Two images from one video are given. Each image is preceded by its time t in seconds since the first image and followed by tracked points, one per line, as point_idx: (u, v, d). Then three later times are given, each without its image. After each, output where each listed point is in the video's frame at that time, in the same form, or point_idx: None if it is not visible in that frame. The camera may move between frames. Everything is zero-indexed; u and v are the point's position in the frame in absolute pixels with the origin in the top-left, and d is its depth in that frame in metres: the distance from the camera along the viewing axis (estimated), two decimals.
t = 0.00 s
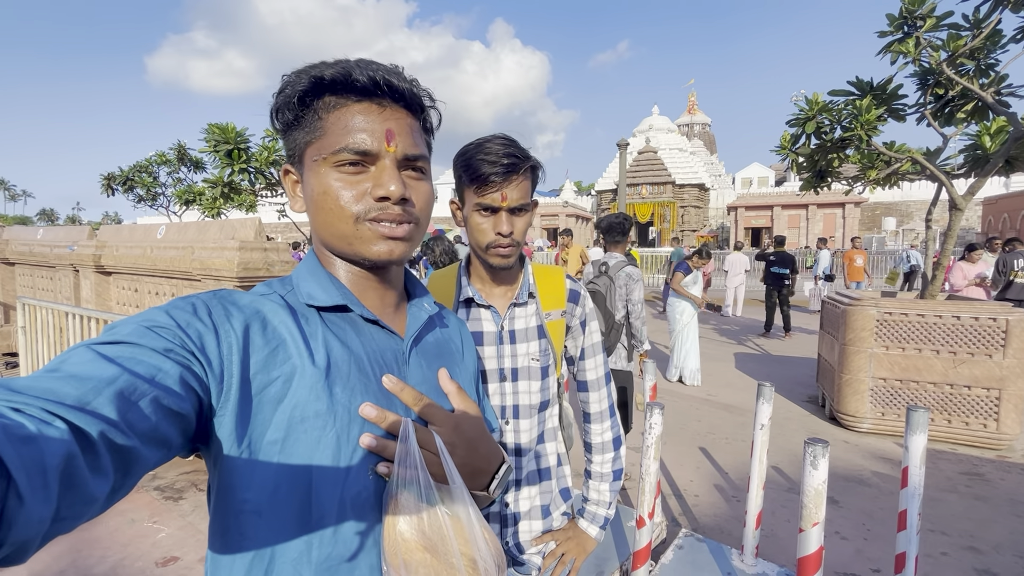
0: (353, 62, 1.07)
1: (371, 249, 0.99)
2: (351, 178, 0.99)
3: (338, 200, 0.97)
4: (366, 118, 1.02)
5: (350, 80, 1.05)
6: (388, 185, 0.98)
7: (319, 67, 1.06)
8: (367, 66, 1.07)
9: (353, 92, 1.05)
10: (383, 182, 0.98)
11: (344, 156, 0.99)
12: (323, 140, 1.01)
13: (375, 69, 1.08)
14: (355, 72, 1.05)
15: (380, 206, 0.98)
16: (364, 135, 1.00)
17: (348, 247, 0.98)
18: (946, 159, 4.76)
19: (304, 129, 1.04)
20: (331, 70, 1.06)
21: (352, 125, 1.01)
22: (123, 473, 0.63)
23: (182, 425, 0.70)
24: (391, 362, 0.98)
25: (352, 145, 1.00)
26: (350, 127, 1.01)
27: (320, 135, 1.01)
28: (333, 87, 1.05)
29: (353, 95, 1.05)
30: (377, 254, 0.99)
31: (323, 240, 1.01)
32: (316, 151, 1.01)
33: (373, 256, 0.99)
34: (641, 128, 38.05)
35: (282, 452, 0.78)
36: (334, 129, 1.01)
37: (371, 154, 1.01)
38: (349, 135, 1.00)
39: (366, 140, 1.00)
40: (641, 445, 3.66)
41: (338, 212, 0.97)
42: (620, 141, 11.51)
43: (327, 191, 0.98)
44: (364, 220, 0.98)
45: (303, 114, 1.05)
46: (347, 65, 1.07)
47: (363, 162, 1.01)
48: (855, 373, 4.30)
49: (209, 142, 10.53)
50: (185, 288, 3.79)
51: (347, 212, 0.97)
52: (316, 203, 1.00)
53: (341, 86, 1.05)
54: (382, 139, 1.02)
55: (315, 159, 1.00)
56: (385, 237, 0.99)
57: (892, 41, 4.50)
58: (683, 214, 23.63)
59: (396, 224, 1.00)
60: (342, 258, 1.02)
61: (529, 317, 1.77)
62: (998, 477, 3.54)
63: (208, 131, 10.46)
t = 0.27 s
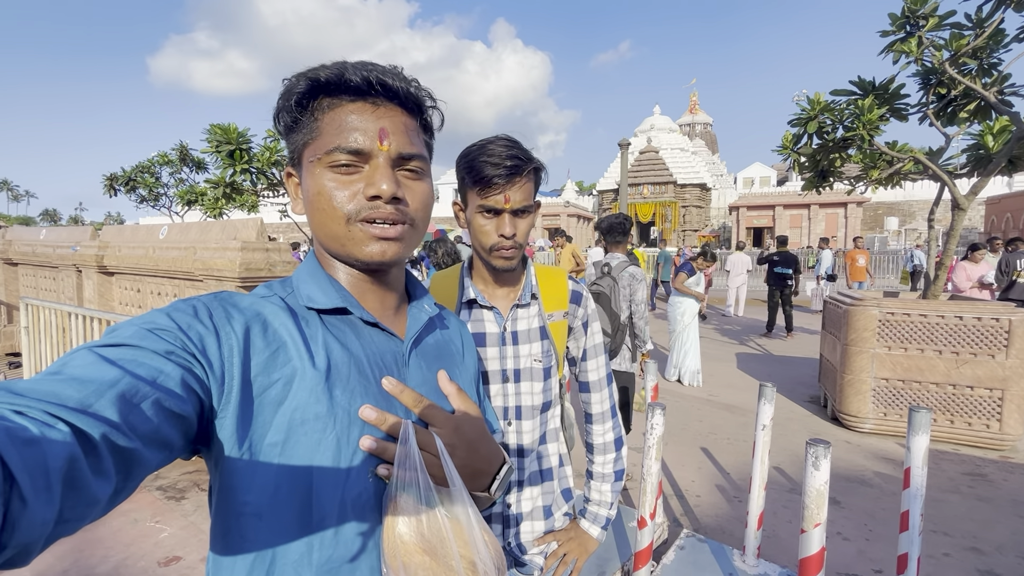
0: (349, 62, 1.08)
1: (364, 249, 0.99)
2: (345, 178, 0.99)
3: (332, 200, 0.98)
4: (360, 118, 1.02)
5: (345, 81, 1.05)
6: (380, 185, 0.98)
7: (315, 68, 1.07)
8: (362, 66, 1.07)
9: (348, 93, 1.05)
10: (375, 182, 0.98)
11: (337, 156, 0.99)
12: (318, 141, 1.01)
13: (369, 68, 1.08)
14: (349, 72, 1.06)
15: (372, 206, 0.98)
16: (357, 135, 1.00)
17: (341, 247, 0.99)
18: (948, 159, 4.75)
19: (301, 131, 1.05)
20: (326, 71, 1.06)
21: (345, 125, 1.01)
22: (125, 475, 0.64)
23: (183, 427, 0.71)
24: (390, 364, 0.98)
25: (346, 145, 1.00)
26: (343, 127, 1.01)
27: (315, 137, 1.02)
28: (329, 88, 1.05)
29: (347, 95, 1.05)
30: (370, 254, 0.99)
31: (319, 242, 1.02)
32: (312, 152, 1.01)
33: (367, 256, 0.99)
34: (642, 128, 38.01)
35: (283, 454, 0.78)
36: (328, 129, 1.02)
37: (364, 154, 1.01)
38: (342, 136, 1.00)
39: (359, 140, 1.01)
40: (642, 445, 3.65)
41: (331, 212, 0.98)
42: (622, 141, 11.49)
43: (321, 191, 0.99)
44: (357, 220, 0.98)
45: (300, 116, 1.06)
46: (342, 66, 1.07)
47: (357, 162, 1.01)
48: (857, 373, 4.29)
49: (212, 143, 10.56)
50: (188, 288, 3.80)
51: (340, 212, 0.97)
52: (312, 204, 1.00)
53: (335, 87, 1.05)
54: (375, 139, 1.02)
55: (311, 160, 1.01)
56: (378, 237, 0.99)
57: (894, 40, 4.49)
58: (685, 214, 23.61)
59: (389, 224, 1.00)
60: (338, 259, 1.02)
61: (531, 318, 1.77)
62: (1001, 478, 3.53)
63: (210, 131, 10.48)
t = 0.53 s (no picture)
0: (341, 60, 1.08)
1: (357, 244, 0.99)
2: (338, 174, 0.99)
3: (324, 196, 0.98)
4: (352, 114, 1.02)
5: (336, 78, 1.06)
6: (370, 179, 0.98)
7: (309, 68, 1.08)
8: (354, 63, 1.07)
9: (340, 90, 1.05)
10: (366, 177, 0.98)
11: (329, 153, 1.00)
12: (312, 139, 1.02)
13: (361, 65, 1.08)
14: (340, 69, 1.06)
15: (364, 201, 0.98)
16: (349, 131, 1.01)
17: (334, 243, 0.99)
18: (951, 159, 4.74)
19: (296, 131, 1.06)
20: (319, 70, 1.07)
21: (338, 121, 1.01)
22: (128, 474, 0.64)
23: (186, 426, 0.71)
24: (392, 363, 0.98)
25: (338, 141, 1.00)
26: (335, 123, 1.01)
27: (309, 135, 1.03)
28: (322, 86, 1.06)
29: (339, 92, 1.05)
30: (363, 249, 0.99)
31: (316, 240, 1.03)
32: (306, 150, 1.02)
33: (360, 251, 0.99)
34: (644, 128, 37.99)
35: (285, 453, 0.78)
36: (321, 127, 1.02)
37: (356, 149, 1.01)
38: (334, 132, 1.00)
39: (351, 136, 1.01)
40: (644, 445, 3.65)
41: (324, 208, 0.98)
42: (623, 142, 11.49)
43: (314, 188, 0.99)
44: (349, 216, 0.98)
45: (295, 116, 1.08)
46: (335, 64, 1.08)
47: (349, 158, 1.01)
48: (859, 374, 4.28)
49: (214, 144, 10.58)
50: (190, 289, 3.80)
51: (332, 208, 0.98)
52: (307, 202, 1.01)
53: (328, 85, 1.06)
54: (367, 134, 1.02)
55: (306, 158, 1.02)
56: (371, 232, 0.99)
57: (897, 40, 4.48)
58: (687, 215, 23.59)
59: (382, 218, 1.00)
60: (334, 257, 1.03)
61: (534, 318, 1.77)
62: (1004, 479, 3.51)
63: (213, 132, 10.51)
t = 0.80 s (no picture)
0: (338, 58, 1.08)
1: (362, 243, 0.99)
2: (339, 172, 0.99)
3: (326, 194, 0.98)
4: (352, 112, 1.02)
5: (335, 76, 1.06)
6: (372, 176, 0.98)
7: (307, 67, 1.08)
8: (352, 60, 1.07)
9: (338, 88, 1.05)
10: (368, 173, 0.98)
11: (331, 151, 1.00)
12: (313, 137, 1.02)
13: (359, 62, 1.08)
14: (339, 67, 1.06)
15: (366, 198, 0.98)
16: (349, 128, 1.01)
17: (338, 242, 0.99)
18: (954, 159, 4.73)
19: (296, 130, 1.06)
20: (317, 68, 1.07)
21: (338, 119, 1.02)
22: (130, 471, 0.64)
23: (188, 424, 0.71)
24: (392, 362, 0.98)
25: (339, 139, 1.00)
26: (335, 121, 1.01)
27: (309, 134, 1.03)
28: (320, 84, 1.06)
29: (338, 90, 1.05)
30: (367, 247, 0.99)
31: (319, 240, 1.03)
32: (307, 149, 1.02)
33: (364, 250, 0.99)
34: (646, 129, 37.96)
35: (287, 451, 0.78)
36: (322, 125, 1.02)
37: (357, 147, 1.01)
38: (335, 130, 1.00)
39: (352, 133, 1.01)
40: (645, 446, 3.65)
41: (327, 207, 0.98)
42: (625, 142, 11.48)
43: (316, 187, 0.99)
44: (352, 214, 0.98)
45: (295, 115, 1.07)
46: (333, 62, 1.08)
47: (351, 155, 1.01)
48: (862, 374, 4.27)
49: (216, 144, 10.59)
50: (192, 289, 3.81)
51: (335, 206, 0.98)
52: (309, 201, 1.01)
53: (327, 83, 1.06)
54: (367, 131, 1.02)
55: (306, 157, 1.02)
56: (375, 230, 0.99)
57: (899, 40, 4.47)
58: (688, 215, 23.57)
59: (385, 216, 1.00)
60: (338, 257, 1.03)
61: (535, 317, 1.77)
62: (1008, 480, 3.50)
63: (215, 133, 10.54)
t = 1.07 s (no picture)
0: (343, 61, 1.09)
1: (354, 239, 0.98)
2: (336, 170, 0.99)
3: (322, 190, 0.97)
4: (353, 112, 1.02)
5: (338, 77, 1.06)
6: (370, 174, 0.97)
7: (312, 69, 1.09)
8: (357, 64, 1.08)
9: (341, 89, 1.06)
10: (365, 171, 0.98)
11: (330, 148, 1.00)
12: (312, 135, 1.02)
13: (363, 66, 1.09)
14: (342, 69, 1.07)
15: (362, 195, 0.98)
16: (349, 127, 1.01)
17: (331, 237, 0.98)
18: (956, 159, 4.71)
19: (296, 128, 1.06)
20: (321, 70, 1.08)
21: (338, 118, 1.01)
22: (125, 478, 0.63)
23: (184, 429, 0.71)
24: (393, 363, 0.98)
25: (338, 137, 1.00)
26: (335, 120, 1.01)
27: (309, 131, 1.03)
28: (323, 84, 1.06)
29: (340, 91, 1.06)
30: (359, 243, 0.98)
31: (313, 236, 1.02)
32: (305, 146, 1.02)
33: (356, 246, 0.99)
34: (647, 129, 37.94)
35: (286, 455, 0.78)
36: (322, 123, 1.02)
37: (356, 146, 1.01)
38: (335, 128, 1.00)
39: (351, 132, 1.01)
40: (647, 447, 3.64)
41: (321, 202, 0.97)
42: (626, 142, 11.47)
43: (312, 182, 0.98)
44: (347, 210, 0.98)
45: (296, 114, 1.07)
46: (337, 64, 1.09)
47: (349, 154, 1.01)
48: (864, 376, 4.26)
49: (218, 145, 10.60)
50: (194, 290, 3.81)
51: (330, 202, 0.97)
52: (305, 197, 1.00)
53: (329, 84, 1.06)
54: (367, 131, 1.02)
55: (304, 154, 1.01)
56: (368, 227, 0.99)
57: (902, 40, 4.46)
58: (690, 216, 23.55)
59: (379, 214, 0.99)
60: (330, 253, 1.02)
61: (536, 320, 1.76)
62: (1011, 482, 3.48)
63: (217, 133, 10.55)
